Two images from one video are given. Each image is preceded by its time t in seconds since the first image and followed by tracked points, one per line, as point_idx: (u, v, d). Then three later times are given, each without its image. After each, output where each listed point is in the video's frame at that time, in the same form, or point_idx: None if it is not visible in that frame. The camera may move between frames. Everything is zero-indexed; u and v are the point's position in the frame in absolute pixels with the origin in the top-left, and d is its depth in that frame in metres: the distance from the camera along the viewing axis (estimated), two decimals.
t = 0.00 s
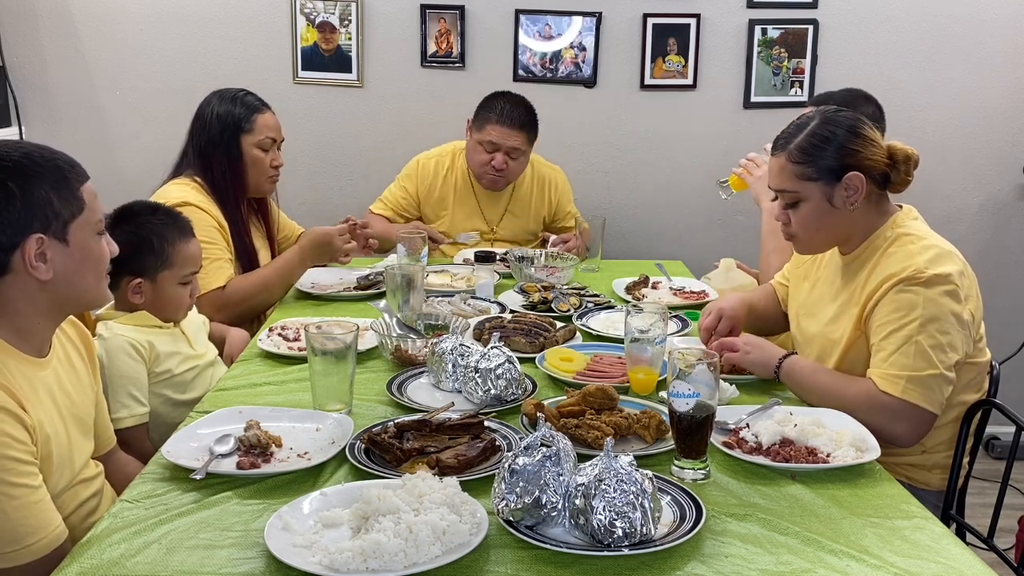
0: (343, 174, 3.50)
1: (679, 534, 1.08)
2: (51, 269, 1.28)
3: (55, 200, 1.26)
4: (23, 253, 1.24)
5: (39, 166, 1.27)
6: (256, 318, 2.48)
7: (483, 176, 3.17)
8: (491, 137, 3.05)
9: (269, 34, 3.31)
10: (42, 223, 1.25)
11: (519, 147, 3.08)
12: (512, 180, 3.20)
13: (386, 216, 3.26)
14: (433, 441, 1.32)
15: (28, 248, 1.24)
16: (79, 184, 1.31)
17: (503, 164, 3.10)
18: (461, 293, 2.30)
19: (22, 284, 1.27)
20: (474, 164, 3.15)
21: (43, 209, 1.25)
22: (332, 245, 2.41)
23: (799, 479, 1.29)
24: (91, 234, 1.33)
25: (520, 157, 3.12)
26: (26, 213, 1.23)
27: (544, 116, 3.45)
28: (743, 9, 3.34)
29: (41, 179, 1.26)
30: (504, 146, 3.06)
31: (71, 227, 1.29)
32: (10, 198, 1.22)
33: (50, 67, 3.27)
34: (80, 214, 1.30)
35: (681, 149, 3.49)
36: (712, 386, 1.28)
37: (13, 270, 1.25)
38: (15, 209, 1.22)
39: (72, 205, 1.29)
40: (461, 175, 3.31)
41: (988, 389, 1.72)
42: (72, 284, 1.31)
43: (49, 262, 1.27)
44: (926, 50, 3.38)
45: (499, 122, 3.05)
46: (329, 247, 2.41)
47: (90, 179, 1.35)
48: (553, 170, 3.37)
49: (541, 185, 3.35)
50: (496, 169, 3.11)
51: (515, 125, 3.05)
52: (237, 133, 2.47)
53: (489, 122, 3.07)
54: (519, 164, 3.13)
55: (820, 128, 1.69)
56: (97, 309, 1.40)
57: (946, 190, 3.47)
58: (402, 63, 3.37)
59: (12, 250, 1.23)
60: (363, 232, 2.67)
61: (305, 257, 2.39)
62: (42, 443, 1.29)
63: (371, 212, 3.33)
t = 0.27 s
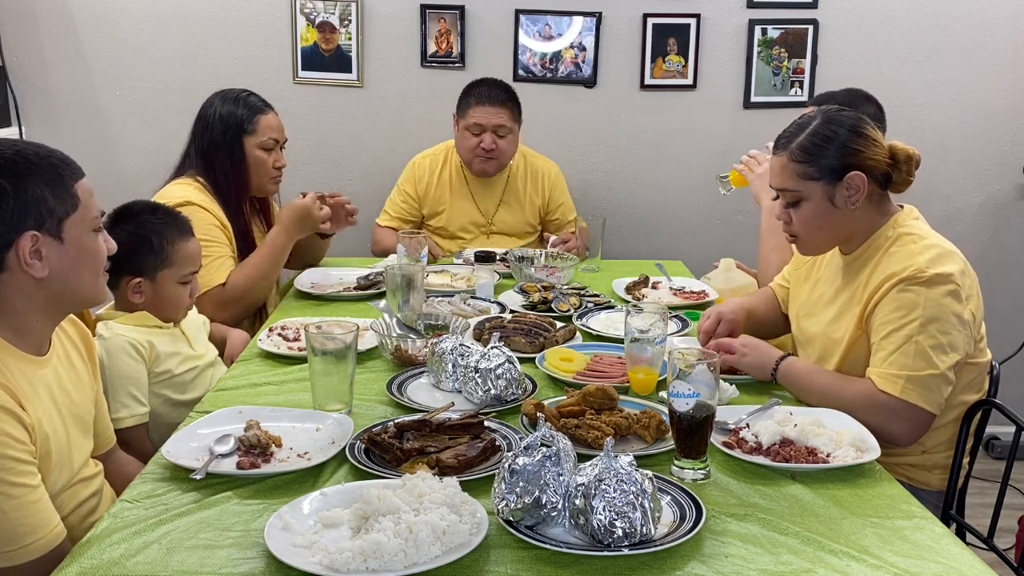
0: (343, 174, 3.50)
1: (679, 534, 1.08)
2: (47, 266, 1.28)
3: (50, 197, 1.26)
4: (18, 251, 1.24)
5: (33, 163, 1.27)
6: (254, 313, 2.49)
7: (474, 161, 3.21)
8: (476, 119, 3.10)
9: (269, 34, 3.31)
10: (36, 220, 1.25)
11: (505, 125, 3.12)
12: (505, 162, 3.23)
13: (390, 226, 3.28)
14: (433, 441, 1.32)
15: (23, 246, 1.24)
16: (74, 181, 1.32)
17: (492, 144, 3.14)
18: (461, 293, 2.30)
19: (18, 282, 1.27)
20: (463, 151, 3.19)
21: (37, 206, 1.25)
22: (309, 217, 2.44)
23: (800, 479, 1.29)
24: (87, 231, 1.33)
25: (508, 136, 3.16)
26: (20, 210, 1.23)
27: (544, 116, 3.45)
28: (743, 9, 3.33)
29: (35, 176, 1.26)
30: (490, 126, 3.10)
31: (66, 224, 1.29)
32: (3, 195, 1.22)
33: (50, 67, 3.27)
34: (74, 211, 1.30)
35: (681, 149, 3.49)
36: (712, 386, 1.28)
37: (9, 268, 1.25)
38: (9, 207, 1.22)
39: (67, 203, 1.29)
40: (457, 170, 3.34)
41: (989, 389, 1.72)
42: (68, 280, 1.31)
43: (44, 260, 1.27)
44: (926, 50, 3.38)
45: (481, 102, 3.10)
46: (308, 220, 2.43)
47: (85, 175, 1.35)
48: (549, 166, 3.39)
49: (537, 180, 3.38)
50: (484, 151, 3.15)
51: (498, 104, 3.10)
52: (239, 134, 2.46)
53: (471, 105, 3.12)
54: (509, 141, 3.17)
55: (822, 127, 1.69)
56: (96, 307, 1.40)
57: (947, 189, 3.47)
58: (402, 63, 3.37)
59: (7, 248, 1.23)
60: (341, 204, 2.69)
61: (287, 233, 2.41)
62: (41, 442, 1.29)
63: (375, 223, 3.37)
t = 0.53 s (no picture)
0: (343, 174, 3.50)
1: (679, 534, 1.08)
2: (47, 268, 1.28)
3: (51, 198, 1.26)
4: (19, 253, 1.24)
5: (36, 164, 1.28)
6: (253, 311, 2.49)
7: (462, 149, 3.27)
8: (459, 106, 3.16)
9: (269, 34, 3.31)
10: (36, 222, 1.25)
11: (488, 109, 3.18)
12: (493, 147, 3.29)
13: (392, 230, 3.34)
14: (433, 441, 1.32)
15: (23, 247, 1.24)
16: (76, 183, 1.32)
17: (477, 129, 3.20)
18: (461, 293, 2.30)
19: (18, 283, 1.27)
20: (450, 140, 3.26)
21: (38, 208, 1.25)
22: (292, 199, 2.44)
23: (799, 479, 1.29)
24: (88, 232, 1.33)
25: (492, 119, 3.22)
26: (21, 212, 1.23)
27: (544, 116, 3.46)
28: (743, 9, 3.33)
29: (36, 178, 1.26)
30: (473, 112, 3.16)
31: (67, 226, 1.29)
32: (4, 196, 1.22)
33: (50, 67, 3.27)
34: (76, 213, 1.30)
35: (680, 149, 3.49)
36: (712, 386, 1.28)
37: (10, 270, 1.25)
38: (10, 208, 1.22)
39: (68, 204, 1.29)
40: (450, 164, 3.39)
41: (988, 389, 1.72)
42: (69, 281, 1.31)
43: (45, 261, 1.27)
44: (926, 50, 3.37)
45: (462, 89, 3.17)
46: (292, 202, 2.44)
47: (87, 176, 1.35)
48: (543, 160, 3.42)
49: (530, 174, 3.40)
50: (471, 137, 3.22)
51: (479, 90, 3.16)
52: (242, 135, 2.46)
53: (454, 94, 3.18)
54: (494, 124, 3.23)
55: (823, 125, 1.69)
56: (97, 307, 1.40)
57: (947, 190, 3.47)
58: (402, 63, 3.37)
59: (8, 250, 1.23)
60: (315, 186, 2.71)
61: (274, 217, 2.42)
62: (43, 441, 1.29)
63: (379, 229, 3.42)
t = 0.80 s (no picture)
0: (343, 173, 3.50)
1: (679, 534, 1.08)
2: (50, 273, 1.28)
3: (56, 203, 1.26)
4: (23, 258, 1.24)
5: (41, 169, 1.28)
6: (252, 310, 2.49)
7: (456, 140, 3.32)
8: (448, 99, 3.21)
9: (269, 34, 3.31)
10: (41, 227, 1.25)
11: (477, 99, 3.23)
12: (485, 135, 3.34)
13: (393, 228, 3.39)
14: (433, 441, 1.32)
15: (27, 253, 1.24)
16: (82, 188, 1.32)
17: (467, 119, 3.25)
18: (461, 293, 2.30)
19: (22, 288, 1.27)
20: (443, 132, 3.31)
21: (43, 213, 1.25)
22: (292, 198, 2.44)
23: (799, 478, 1.29)
24: (93, 237, 1.33)
25: (482, 109, 3.27)
26: (25, 217, 1.23)
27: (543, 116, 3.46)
28: (743, 9, 3.34)
29: (42, 183, 1.26)
30: (463, 103, 3.21)
31: (71, 231, 1.29)
32: (9, 201, 1.22)
33: (50, 67, 3.27)
34: (80, 218, 1.30)
35: (680, 149, 3.49)
36: (712, 386, 1.28)
37: (14, 274, 1.25)
38: (13, 213, 1.22)
39: (72, 209, 1.29)
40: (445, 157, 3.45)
41: (988, 389, 1.72)
42: (72, 287, 1.31)
43: (48, 266, 1.27)
44: (926, 50, 3.37)
45: (450, 81, 3.22)
46: (292, 201, 2.43)
47: (94, 183, 1.36)
48: (536, 153, 3.46)
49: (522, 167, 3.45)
50: (461, 127, 3.27)
51: (466, 81, 3.21)
52: (243, 140, 2.46)
53: (443, 88, 3.24)
54: (484, 115, 3.28)
55: (823, 123, 1.69)
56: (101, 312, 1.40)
57: (947, 190, 3.47)
58: (402, 64, 3.37)
59: (11, 254, 1.23)
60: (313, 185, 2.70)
61: (273, 216, 2.42)
62: (43, 446, 1.29)
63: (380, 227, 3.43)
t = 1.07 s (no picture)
0: (343, 173, 3.50)
1: (679, 534, 1.08)
2: (40, 269, 1.28)
3: (41, 198, 1.26)
4: (10, 254, 1.24)
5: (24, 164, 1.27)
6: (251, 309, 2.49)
7: (446, 129, 3.33)
8: (438, 88, 3.24)
9: (269, 34, 3.31)
10: (26, 223, 1.25)
11: (466, 88, 3.25)
12: (476, 124, 3.35)
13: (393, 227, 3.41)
14: (433, 441, 1.32)
15: (14, 249, 1.24)
16: (66, 182, 1.31)
17: (457, 107, 3.26)
18: (461, 293, 2.30)
19: (11, 284, 1.27)
20: (434, 122, 3.32)
21: (27, 208, 1.25)
22: (292, 197, 2.44)
23: (800, 479, 1.29)
24: (82, 231, 1.32)
25: (471, 98, 3.29)
26: (10, 213, 1.23)
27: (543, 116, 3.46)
28: (743, 9, 3.33)
29: (25, 179, 1.26)
30: (451, 93, 3.23)
31: (58, 226, 1.29)
32: None
33: (50, 67, 3.27)
34: (67, 212, 1.30)
35: (680, 149, 3.49)
36: (712, 386, 1.28)
37: (2, 271, 1.25)
38: None
39: (58, 204, 1.29)
40: (441, 151, 3.47)
41: (988, 389, 1.72)
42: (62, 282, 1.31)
43: (37, 262, 1.27)
44: (926, 50, 3.37)
45: (439, 73, 3.26)
46: (292, 200, 2.44)
47: (79, 176, 1.35)
48: (531, 149, 3.48)
49: (515, 160, 3.47)
50: (451, 115, 3.27)
51: (455, 71, 3.25)
52: (241, 140, 2.47)
53: (432, 83, 3.27)
54: (473, 102, 3.29)
55: (824, 122, 1.69)
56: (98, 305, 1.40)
57: (947, 190, 3.47)
58: (402, 63, 3.37)
59: None
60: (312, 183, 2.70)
61: (273, 215, 2.42)
62: (40, 445, 1.29)
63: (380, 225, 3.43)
